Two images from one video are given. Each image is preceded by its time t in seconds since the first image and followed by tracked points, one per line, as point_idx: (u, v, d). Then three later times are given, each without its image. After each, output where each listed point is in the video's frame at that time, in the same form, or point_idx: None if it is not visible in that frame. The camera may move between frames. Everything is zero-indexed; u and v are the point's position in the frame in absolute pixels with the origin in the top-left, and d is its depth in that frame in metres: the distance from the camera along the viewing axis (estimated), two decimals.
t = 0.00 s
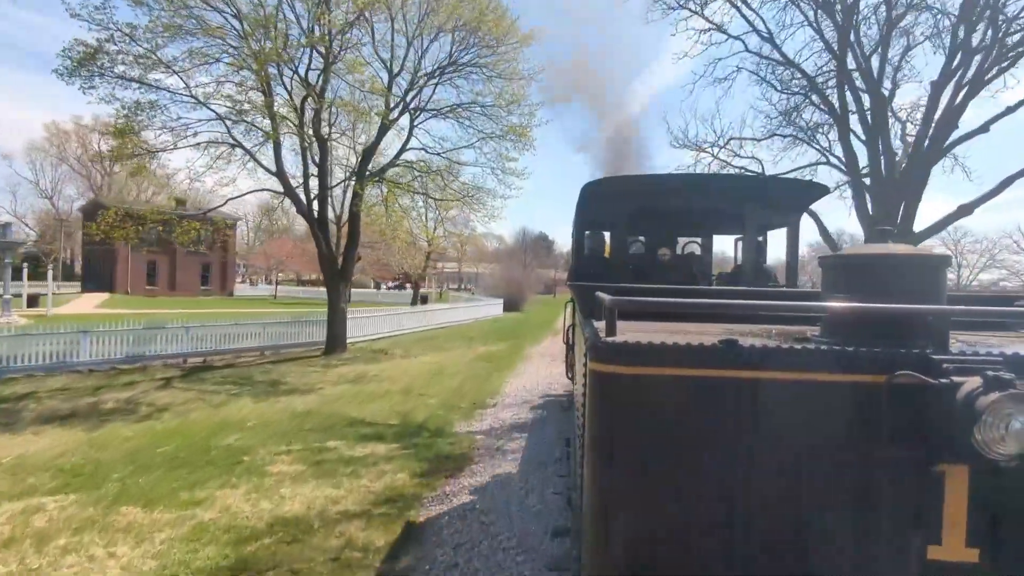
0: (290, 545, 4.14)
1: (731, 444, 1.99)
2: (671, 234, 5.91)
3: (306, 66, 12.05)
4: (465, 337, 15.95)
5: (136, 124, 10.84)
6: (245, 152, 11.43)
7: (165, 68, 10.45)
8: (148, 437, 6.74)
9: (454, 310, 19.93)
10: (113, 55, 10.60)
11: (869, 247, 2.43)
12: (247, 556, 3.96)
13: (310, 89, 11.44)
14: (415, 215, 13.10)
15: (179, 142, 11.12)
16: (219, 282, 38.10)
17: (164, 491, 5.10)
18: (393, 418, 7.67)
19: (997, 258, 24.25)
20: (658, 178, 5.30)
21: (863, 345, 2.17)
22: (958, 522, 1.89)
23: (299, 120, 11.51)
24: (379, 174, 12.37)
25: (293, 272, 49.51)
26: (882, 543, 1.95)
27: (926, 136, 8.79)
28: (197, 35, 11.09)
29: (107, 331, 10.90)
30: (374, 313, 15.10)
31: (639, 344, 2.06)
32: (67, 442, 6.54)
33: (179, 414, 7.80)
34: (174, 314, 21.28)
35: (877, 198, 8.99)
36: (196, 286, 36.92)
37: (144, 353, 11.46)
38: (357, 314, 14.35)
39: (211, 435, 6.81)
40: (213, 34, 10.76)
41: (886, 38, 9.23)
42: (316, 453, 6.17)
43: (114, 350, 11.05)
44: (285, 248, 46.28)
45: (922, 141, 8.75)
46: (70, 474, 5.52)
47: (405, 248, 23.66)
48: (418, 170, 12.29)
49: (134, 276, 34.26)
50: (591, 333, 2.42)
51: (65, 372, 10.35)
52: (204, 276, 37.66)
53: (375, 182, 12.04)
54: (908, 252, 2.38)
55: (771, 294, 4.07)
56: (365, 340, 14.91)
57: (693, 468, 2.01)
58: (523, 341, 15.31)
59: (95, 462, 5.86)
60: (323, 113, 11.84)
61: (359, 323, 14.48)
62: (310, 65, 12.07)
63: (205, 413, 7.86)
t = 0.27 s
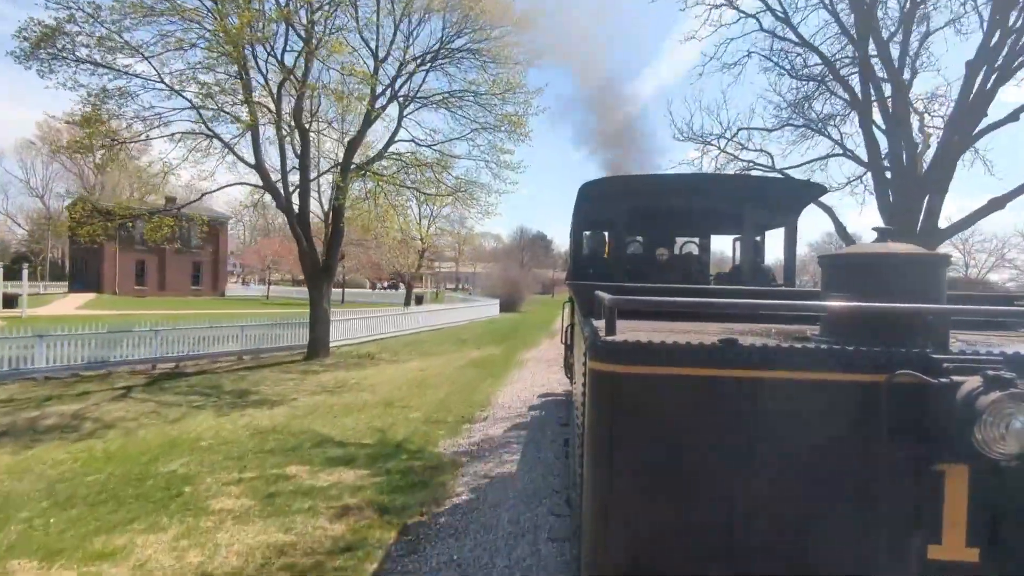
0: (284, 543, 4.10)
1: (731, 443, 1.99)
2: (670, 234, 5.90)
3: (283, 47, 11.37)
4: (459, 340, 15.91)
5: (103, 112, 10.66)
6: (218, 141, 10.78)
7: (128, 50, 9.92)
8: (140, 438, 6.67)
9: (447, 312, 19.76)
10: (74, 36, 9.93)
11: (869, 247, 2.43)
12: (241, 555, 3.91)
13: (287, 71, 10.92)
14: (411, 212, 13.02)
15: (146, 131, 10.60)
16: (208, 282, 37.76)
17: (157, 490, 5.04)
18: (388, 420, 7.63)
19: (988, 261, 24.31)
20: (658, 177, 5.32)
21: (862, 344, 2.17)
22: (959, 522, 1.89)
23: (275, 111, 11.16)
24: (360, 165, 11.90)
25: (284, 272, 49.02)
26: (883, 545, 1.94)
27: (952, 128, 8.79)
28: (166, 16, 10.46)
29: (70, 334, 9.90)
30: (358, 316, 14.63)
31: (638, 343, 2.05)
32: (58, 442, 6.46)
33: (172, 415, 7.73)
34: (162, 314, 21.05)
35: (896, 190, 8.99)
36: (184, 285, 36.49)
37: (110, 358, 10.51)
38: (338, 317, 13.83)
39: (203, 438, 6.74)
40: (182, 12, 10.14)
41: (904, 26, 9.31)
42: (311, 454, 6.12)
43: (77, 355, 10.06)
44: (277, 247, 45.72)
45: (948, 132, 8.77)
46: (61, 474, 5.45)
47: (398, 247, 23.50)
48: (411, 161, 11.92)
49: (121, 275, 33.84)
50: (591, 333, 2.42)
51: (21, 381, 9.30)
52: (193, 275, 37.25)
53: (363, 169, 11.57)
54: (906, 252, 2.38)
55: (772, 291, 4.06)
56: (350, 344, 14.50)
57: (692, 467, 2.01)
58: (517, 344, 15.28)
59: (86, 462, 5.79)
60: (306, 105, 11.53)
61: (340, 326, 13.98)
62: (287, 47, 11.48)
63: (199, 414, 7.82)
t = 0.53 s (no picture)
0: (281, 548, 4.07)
1: (731, 442, 1.98)
2: (668, 234, 5.90)
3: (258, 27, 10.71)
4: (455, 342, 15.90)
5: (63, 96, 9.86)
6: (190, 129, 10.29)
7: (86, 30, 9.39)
8: (133, 442, 6.63)
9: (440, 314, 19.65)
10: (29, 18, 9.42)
11: (868, 247, 2.43)
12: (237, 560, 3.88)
13: (260, 51, 10.28)
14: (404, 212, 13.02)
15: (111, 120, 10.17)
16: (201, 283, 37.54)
17: (153, 495, 5.01)
18: (383, 423, 7.60)
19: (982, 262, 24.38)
20: (655, 178, 5.34)
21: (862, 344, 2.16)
22: (958, 522, 1.89)
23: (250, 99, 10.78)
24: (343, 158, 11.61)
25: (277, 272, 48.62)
26: (883, 546, 1.94)
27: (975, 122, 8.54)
28: None
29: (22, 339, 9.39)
30: (341, 319, 14.18)
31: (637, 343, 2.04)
32: (51, 446, 6.42)
33: (166, 420, 7.69)
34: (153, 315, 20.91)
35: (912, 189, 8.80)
36: (174, 286, 36.29)
37: (68, 365, 9.97)
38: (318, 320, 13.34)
39: (196, 442, 6.69)
40: None
41: (925, 11, 9.26)
42: (306, 458, 6.10)
43: (31, 362, 9.54)
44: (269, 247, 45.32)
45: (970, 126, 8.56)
46: (54, 479, 5.41)
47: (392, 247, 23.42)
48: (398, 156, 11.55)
49: (109, 274, 33.56)
50: (590, 333, 2.42)
51: None
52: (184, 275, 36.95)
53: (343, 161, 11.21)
54: (904, 251, 2.37)
55: (770, 292, 4.05)
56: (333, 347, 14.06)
57: (692, 467, 2.00)
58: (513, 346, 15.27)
59: (80, 466, 5.76)
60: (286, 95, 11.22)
61: (320, 330, 13.50)
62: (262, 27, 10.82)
63: (192, 420, 7.75)
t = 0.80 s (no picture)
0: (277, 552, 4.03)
1: (729, 440, 1.98)
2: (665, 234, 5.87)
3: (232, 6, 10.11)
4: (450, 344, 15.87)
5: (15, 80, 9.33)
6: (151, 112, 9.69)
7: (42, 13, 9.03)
8: (127, 448, 6.59)
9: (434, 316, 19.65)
10: None
11: (866, 245, 2.43)
12: (233, 564, 3.86)
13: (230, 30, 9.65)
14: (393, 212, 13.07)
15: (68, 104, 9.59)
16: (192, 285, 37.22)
17: (147, 501, 4.97)
18: (378, 426, 7.58)
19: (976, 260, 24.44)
20: (653, 179, 5.35)
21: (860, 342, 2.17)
22: (956, 521, 1.89)
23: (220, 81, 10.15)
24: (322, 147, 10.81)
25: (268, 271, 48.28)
26: (881, 544, 1.94)
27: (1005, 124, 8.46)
28: None
29: None
30: (320, 322, 13.69)
31: (635, 341, 2.04)
32: (42, 452, 6.36)
33: (152, 426, 7.56)
34: (143, 317, 20.74)
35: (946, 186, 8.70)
36: (163, 286, 36.04)
37: (17, 372, 9.30)
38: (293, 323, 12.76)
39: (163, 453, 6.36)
40: None
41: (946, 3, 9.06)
42: (300, 462, 6.06)
43: None
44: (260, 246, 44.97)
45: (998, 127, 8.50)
46: (48, 485, 5.37)
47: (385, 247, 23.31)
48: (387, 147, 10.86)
49: (96, 273, 33.22)
50: (588, 332, 2.41)
51: None
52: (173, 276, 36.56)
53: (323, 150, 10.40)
54: (903, 248, 2.39)
55: (766, 291, 4.05)
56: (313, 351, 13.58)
57: (691, 466, 2.00)
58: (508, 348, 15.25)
59: (73, 473, 5.71)
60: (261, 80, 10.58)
61: (297, 333, 12.96)
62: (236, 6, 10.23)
63: (162, 429, 7.41)
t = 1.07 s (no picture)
0: (273, 557, 3.98)
1: (726, 441, 1.98)
2: (661, 235, 5.90)
3: None
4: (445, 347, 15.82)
5: None
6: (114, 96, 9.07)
7: None
8: (118, 452, 6.51)
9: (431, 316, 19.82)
10: None
11: (860, 247, 2.44)
12: (228, 569, 3.81)
13: None
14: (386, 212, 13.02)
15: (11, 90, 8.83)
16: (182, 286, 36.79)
17: (141, 505, 4.91)
18: (372, 430, 7.51)
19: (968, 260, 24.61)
20: (650, 180, 5.31)
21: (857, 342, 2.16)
22: (953, 519, 1.89)
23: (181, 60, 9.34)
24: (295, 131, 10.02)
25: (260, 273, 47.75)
26: (878, 545, 1.94)
27: None
28: None
29: None
30: (296, 325, 13.00)
31: (633, 340, 2.04)
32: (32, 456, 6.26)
33: (91, 447, 6.70)
34: (134, 319, 20.47)
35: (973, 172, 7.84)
36: (151, 286, 35.50)
37: None
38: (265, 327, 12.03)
39: (92, 483, 5.49)
40: None
41: None
42: (274, 478, 5.64)
43: None
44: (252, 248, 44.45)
45: None
46: (38, 490, 5.29)
47: (379, 247, 23.17)
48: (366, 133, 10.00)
49: (82, 273, 32.65)
50: (585, 332, 2.41)
51: None
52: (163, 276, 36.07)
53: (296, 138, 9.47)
54: (897, 249, 2.40)
55: (762, 291, 4.06)
56: (289, 357, 12.94)
57: (688, 466, 2.00)
58: (503, 351, 15.22)
59: (64, 477, 5.64)
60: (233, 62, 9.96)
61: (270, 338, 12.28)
62: None
63: (100, 451, 6.55)
